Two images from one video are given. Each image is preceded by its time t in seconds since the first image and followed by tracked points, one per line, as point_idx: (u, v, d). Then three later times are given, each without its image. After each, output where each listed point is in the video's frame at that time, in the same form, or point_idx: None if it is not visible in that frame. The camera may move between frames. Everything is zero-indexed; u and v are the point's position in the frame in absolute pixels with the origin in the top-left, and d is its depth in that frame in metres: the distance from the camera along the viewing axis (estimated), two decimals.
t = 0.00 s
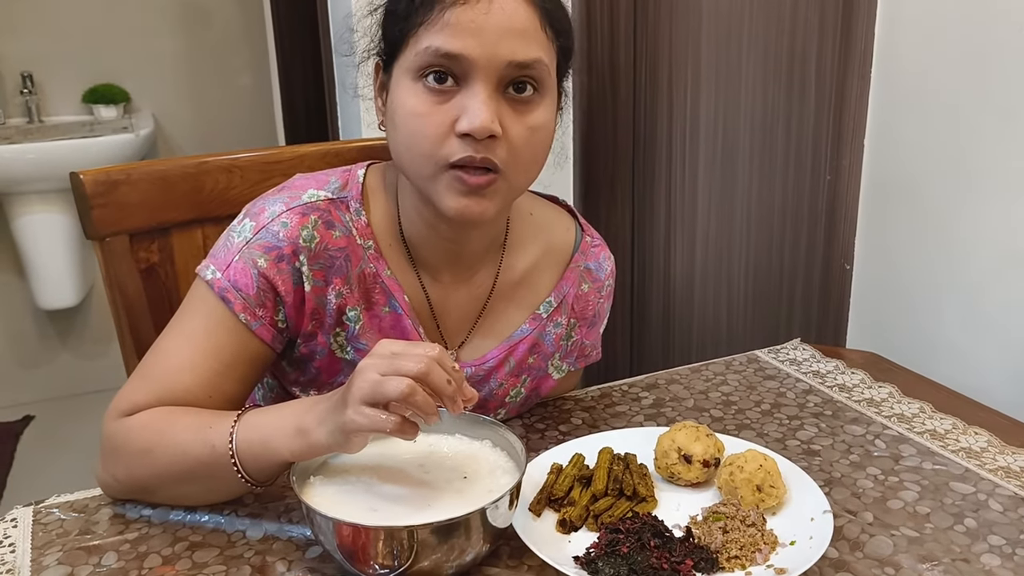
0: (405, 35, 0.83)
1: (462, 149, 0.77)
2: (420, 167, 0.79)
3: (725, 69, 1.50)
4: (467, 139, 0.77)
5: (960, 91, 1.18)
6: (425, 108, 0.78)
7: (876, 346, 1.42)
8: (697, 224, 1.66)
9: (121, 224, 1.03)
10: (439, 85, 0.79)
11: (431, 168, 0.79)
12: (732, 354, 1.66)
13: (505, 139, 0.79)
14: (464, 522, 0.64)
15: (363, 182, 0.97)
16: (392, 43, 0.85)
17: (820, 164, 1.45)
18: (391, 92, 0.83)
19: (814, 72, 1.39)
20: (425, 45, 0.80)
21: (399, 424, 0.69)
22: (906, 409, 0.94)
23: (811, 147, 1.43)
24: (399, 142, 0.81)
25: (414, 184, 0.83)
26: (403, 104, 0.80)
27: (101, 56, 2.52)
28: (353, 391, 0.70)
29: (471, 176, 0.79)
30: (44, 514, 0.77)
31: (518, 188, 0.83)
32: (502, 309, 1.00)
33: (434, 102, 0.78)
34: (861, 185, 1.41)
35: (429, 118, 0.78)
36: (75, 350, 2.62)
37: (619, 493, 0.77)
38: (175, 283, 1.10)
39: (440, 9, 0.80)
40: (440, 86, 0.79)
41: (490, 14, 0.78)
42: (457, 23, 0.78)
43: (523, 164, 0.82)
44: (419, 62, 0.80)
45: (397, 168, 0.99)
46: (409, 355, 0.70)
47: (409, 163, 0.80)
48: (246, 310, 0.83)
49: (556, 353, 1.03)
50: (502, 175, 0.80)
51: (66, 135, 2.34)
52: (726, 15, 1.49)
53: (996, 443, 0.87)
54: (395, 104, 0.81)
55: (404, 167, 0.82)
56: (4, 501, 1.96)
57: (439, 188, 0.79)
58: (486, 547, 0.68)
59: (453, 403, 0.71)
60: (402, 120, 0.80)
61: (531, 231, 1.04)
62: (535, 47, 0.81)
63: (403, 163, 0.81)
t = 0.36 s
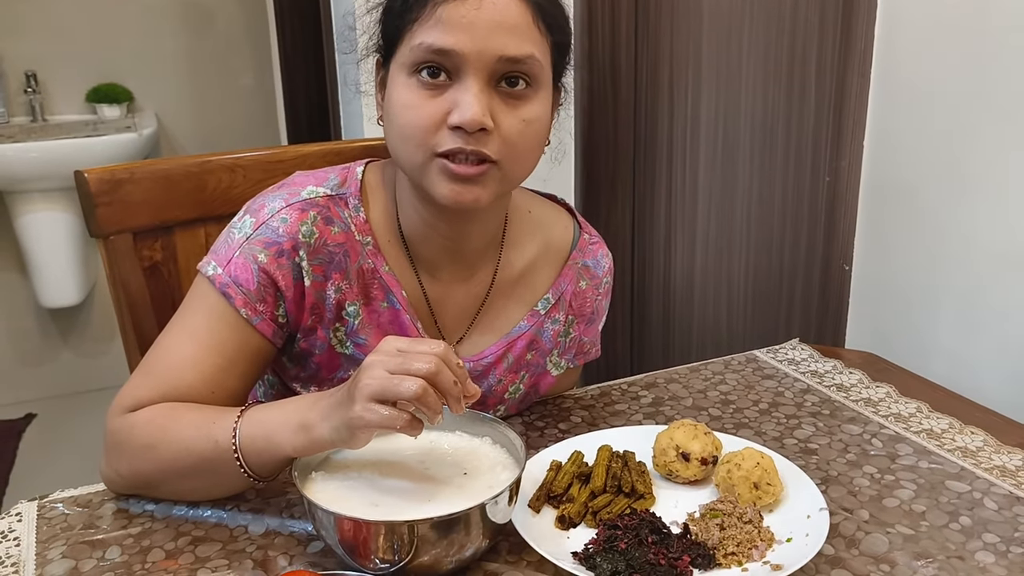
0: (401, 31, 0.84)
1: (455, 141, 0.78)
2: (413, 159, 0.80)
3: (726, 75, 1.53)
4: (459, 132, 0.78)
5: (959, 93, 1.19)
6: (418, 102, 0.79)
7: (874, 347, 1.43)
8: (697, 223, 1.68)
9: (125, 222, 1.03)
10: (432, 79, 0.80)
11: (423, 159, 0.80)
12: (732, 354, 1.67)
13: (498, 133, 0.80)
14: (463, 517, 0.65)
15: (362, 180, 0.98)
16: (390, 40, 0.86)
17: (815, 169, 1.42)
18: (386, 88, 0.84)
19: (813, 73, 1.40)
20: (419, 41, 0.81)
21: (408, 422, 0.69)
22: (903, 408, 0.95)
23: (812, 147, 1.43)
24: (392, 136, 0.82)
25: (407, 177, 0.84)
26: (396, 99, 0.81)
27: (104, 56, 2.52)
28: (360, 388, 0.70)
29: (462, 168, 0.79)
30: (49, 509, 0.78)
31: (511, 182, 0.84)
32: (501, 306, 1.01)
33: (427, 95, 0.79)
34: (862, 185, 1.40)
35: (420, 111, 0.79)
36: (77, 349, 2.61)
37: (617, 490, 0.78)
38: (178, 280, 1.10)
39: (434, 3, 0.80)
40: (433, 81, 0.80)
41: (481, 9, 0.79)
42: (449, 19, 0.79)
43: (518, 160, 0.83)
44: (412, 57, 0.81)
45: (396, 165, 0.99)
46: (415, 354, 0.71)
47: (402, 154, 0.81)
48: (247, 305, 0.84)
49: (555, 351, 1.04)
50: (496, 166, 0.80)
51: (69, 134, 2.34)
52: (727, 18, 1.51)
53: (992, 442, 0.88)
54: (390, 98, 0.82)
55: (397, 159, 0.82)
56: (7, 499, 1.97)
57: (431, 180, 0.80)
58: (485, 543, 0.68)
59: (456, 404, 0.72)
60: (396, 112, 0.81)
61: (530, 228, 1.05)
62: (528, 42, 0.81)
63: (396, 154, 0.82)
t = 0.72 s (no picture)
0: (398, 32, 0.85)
1: (448, 142, 0.79)
2: (408, 161, 0.81)
3: (727, 83, 1.54)
4: (453, 133, 0.78)
5: (958, 100, 1.19)
6: (412, 103, 0.80)
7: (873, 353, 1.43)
8: (696, 228, 1.68)
9: (126, 225, 1.04)
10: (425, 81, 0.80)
11: (418, 161, 0.80)
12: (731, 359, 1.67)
13: (490, 134, 0.80)
14: (461, 522, 0.65)
15: (360, 184, 0.98)
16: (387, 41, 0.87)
17: (817, 173, 1.43)
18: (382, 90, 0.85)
19: (813, 79, 1.40)
20: (413, 43, 0.81)
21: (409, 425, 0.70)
22: (901, 415, 0.95)
23: (811, 152, 1.43)
24: (387, 137, 0.82)
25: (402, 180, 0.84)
26: (392, 100, 0.81)
27: (106, 58, 2.53)
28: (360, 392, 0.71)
29: (456, 170, 0.80)
30: (48, 511, 0.78)
31: (505, 185, 0.84)
32: (499, 310, 1.01)
33: (421, 97, 0.80)
34: (861, 186, 1.38)
35: (414, 112, 0.79)
36: (76, 350, 2.61)
37: (615, 495, 0.78)
38: (178, 283, 1.11)
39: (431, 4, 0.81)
40: (427, 82, 0.81)
41: (475, 10, 0.80)
42: (445, 21, 0.80)
43: (514, 164, 0.83)
44: (406, 59, 0.82)
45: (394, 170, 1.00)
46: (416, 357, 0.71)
47: (397, 157, 0.82)
48: (245, 308, 0.84)
49: (553, 356, 1.04)
50: (489, 169, 0.81)
51: (70, 136, 2.34)
52: (727, 23, 1.52)
53: (989, 450, 0.88)
54: (385, 101, 0.83)
55: (393, 162, 0.83)
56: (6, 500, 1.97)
57: (425, 182, 0.81)
58: (483, 547, 0.69)
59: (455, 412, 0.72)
60: (390, 114, 0.81)
61: (528, 234, 1.05)
62: (522, 45, 0.82)
63: (392, 157, 0.83)
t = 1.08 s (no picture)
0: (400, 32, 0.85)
1: (449, 141, 0.79)
2: (406, 159, 0.81)
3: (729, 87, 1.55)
4: (453, 132, 0.78)
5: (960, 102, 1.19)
6: (414, 102, 0.80)
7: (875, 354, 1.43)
8: (699, 228, 1.68)
9: (129, 223, 1.04)
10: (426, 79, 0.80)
11: (417, 159, 0.81)
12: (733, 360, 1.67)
13: (493, 134, 0.80)
14: (464, 520, 0.65)
15: (363, 183, 0.98)
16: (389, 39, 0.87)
17: (818, 175, 1.44)
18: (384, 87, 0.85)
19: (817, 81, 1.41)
20: (417, 41, 0.81)
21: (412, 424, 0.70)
22: (904, 417, 0.95)
23: (815, 154, 1.44)
24: (388, 135, 0.82)
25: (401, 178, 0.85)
26: (394, 99, 0.81)
27: (109, 57, 2.53)
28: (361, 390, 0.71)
29: (455, 169, 0.80)
30: (50, 508, 0.78)
31: (507, 185, 0.84)
32: (501, 310, 1.01)
33: (422, 95, 0.80)
34: (863, 191, 1.41)
35: (416, 111, 0.79)
36: (78, 349, 2.61)
37: (617, 495, 0.78)
38: (181, 282, 1.11)
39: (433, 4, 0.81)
40: (430, 82, 0.80)
41: (478, 11, 0.79)
42: (448, 21, 0.79)
43: (517, 164, 0.83)
44: (408, 56, 0.82)
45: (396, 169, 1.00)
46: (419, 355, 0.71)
47: (396, 154, 0.82)
48: (247, 306, 0.84)
49: (555, 356, 1.04)
50: (490, 168, 0.81)
51: (72, 135, 2.33)
52: (729, 25, 1.52)
53: (992, 452, 0.88)
54: (385, 98, 0.83)
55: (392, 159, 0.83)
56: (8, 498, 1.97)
57: (426, 180, 0.81)
58: (486, 547, 0.69)
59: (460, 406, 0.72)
60: (390, 112, 0.82)
61: (530, 233, 1.05)
62: (524, 46, 0.82)
63: (390, 155, 0.83)
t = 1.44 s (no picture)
0: (452, 51, 0.78)
1: (520, 173, 0.78)
2: (471, 189, 0.79)
3: (732, 95, 1.60)
4: (528, 165, 0.77)
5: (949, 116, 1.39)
6: (487, 135, 0.76)
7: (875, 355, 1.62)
8: (702, 227, 1.71)
9: (133, 221, 1.04)
10: (501, 112, 0.76)
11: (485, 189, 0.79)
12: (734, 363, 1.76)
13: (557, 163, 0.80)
14: (468, 520, 0.65)
15: (364, 180, 0.97)
16: (426, 47, 0.80)
17: (823, 179, 1.61)
18: (434, 106, 0.79)
19: (821, 86, 1.56)
20: (491, 71, 0.76)
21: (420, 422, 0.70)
22: (907, 418, 0.95)
23: (820, 157, 1.60)
24: (450, 163, 0.78)
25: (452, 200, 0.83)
26: (461, 130, 0.77)
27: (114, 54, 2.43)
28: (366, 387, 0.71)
29: (523, 195, 0.80)
30: (55, 506, 0.78)
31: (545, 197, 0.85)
32: (506, 306, 1.01)
33: (497, 129, 0.76)
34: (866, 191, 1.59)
35: (490, 145, 0.76)
36: (80, 347, 2.60)
37: (621, 495, 0.78)
38: (185, 280, 1.10)
39: (498, 31, 0.75)
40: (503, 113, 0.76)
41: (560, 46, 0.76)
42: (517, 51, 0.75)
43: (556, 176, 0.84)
44: (479, 85, 0.76)
45: (400, 165, 0.99)
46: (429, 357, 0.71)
47: (461, 185, 0.79)
48: (250, 300, 0.84)
49: (558, 354, 1.04)
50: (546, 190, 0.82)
51: (75, 133, 2.28)
52: (733, 28, 1.56)
53: (996, 454, 0.88)
54: (446, 124, 0.78)
55: (450, 186, 0.80)
56: (13, 495, 1.98)
57: (489, 207, 0.80)
58: (489, 547, 0.69)
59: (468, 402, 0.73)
60: (457, 143, 0.77)
61: (534, 231, 1.05)
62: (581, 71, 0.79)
63: (450, 182, 0.80)
